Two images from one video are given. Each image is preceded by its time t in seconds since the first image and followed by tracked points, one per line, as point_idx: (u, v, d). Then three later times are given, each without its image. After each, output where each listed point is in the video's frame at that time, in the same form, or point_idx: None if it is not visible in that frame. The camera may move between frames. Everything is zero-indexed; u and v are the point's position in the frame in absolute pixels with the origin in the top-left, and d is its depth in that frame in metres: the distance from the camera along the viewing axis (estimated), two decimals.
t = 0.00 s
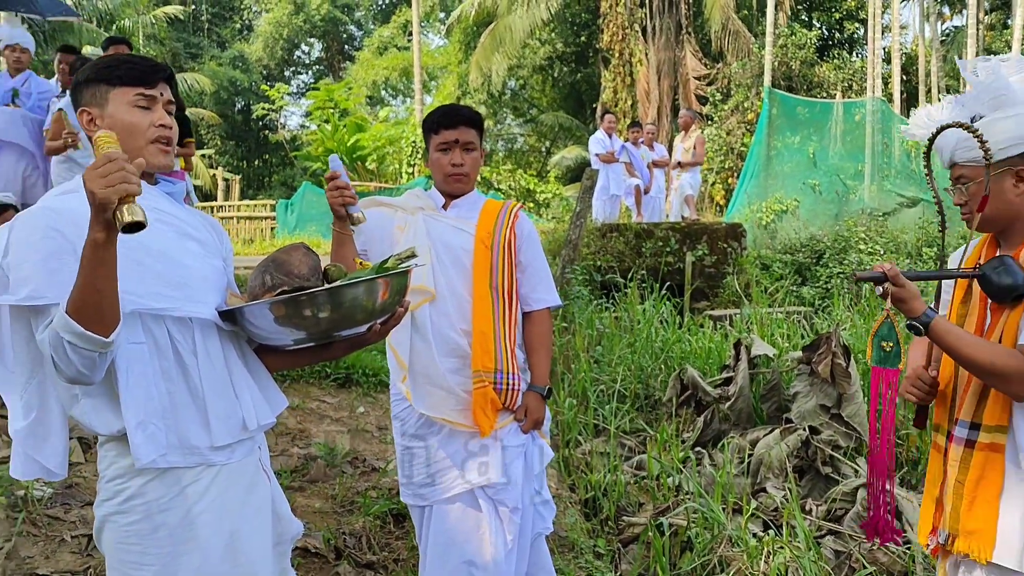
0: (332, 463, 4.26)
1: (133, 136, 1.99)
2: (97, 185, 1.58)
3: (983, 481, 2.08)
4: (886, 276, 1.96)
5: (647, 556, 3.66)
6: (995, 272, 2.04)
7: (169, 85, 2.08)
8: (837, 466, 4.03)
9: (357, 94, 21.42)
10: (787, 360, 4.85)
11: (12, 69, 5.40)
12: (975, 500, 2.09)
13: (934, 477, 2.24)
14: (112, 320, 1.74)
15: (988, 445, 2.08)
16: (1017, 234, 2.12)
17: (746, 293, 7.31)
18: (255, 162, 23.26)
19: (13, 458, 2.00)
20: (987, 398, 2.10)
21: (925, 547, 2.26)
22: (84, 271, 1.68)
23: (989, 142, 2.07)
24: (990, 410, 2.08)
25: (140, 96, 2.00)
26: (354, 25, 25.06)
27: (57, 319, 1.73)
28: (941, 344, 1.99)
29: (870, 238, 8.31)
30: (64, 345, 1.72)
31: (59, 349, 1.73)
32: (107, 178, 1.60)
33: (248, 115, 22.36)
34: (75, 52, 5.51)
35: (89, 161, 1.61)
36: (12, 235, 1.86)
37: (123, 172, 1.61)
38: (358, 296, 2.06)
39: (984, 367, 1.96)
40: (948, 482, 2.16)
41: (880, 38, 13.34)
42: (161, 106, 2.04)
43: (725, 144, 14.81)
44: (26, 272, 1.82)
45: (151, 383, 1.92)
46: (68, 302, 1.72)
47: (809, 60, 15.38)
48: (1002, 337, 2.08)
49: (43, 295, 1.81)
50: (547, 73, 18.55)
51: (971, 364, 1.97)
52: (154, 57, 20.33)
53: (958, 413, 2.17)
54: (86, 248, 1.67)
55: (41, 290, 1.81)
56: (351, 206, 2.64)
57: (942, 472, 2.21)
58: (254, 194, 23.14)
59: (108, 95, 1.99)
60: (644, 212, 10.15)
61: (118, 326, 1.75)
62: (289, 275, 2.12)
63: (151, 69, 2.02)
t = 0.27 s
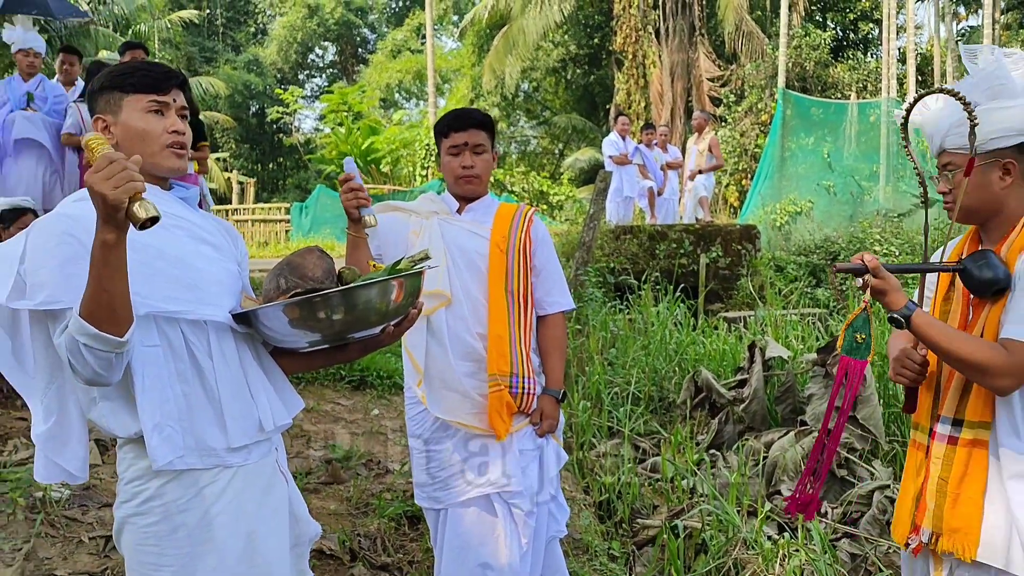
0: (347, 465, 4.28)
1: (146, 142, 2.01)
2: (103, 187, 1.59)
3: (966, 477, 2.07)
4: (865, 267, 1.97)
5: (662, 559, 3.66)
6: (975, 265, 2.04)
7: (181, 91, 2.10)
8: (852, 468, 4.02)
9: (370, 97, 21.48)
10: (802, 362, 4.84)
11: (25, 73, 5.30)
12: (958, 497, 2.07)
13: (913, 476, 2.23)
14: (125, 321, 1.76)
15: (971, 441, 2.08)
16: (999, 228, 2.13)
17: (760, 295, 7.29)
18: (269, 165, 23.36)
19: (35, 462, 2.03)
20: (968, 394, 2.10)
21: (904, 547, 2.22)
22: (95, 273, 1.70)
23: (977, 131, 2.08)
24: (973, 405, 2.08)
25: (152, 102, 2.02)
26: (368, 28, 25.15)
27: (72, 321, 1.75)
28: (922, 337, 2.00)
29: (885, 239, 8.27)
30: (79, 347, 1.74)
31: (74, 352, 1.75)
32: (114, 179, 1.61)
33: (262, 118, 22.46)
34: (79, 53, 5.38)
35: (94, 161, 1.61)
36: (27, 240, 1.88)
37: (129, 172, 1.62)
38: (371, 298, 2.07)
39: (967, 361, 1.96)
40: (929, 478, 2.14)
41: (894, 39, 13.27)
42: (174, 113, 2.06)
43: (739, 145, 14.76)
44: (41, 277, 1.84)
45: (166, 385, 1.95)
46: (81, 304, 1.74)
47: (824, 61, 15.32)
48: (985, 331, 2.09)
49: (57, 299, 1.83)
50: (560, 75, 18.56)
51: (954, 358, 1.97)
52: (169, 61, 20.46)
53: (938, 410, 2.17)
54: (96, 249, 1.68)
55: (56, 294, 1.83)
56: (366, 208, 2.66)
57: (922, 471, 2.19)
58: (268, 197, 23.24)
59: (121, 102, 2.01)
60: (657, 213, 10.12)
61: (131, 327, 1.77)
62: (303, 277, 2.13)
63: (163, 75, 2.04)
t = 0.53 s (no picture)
0: (355, 468, 4.28)
1: (152, 146, 2.02)
2: (106, 193, 1.60)
3: (974, 478, 2.06)
4: (865, 269, 1.97)
5: (671, 561, 3.65)
6: (971, 266, 2.04)
7: (188, 95, 2.10)
8: (862, 471, 4.01)
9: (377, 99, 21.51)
10: (811, 365, 4.83)
11: (24, 70, 5.30)
12: (966, 500, 2.06)
13: (915, 478, 2.20)
14: (130, 326, 1.76)
15: (978, 441, 2.07)
16: (992, 224, 2.13)
17: (768, 297, 7.27)
18: (277, 167, 23.41)
19: (43, 465, 2.04)
20: (972, 394, 2.09)
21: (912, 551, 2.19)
22: (100, 278, 1.70)
23: (976, 126, 2.07)
24: (976, 406, 2.07)
25: (158, 106, 2.02)
26: (375, 30, 25.16)
27: (77, 327, 1.76)
28: (923, 337, 1.99)
29: (894, 240, 8.24)
30: (84, 352, 1.75)
31: (80, 356, 1.76)
32: (118, 184, 1.62)
33: (270, 120, 22.52)
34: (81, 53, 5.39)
35: (96, 168, 1.62)
36: (34, 245, 1.89)
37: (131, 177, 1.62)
38: (378, 303, 2.07)
39: (968, 360, 1.96)
40: (935, 481, 2.13)
41: (903, 40, 13.23)
42: (180, 117, 2.06)
43: (746, 147, 14.73)
44: (47, 282, 1.85)
45: (172, 390, 1.95)
46: (86, 310, 1.74)
47: (832, 62, 15.28)
48: (983, 329, 2.09)
49: (63, 304, 1.83)
50: (568, 77, 18.54)
51: (955, 357, 1.97)
52: (177, 64, 20.53)
53: (941, 411, 2.15)
54: (100, 255, 1.69)
55: (62, 299, 1.83)
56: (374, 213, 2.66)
57: (925, 474, 2.16)
58: (276, 200, 23.29)
59: (127, 106, 2.01)
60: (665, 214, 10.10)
61: (137, 331, 1.77)
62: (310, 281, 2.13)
63: (169, 79, 2.04)
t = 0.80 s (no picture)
0: (358, 469, 4.28)
1: (156, 149, 2.02)
2: (117, 200, 1.60)
3: (972, 480, 2.08)
4: (871, 272, 1.94)
5: (675, 563, 3.65)
6: (967, 267, 2.05)
7: (192, 99, 2.10)
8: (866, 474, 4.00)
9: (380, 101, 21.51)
10: (815, 367, 4.80)
11: (20, 69, 5.28)
12: (966, 500, 2.07)
13: (905, 478, 2.20)
14: (136, 330, 1.76)
15: (974, 441, 2.09)
16: (977, 224, 2.15)
17: (771, 299, 7.27)
18: (280, 169, 23.43)
19: (46, 467, 2.04)
20: (968, 394, 2.11)
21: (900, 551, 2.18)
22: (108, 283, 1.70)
23: (965, 128, 2.09)
24: (974, 404, 2.10)
25: (162, 110, 2.02)
26: (378, 32, 25.16)
27: (83, 330, 1.76)
28: (928, 340, 1.98)
29: (897, 242, 8.24)
30: (90, 355, 1.75)
31: (85, 360, 1.76)
32: (128, 191, 1.62)
33: (273, 122, 22.53)
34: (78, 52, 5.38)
35: (109, 174, 1.62)
36: (39, 248, 1.89)
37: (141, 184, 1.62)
38: (381, 306, 2.06)
39: (976, 362, 1.97)
40: (930, 483, 2.13)
41: (906, 41, 13.21)
42: (184, 120, 2.06)
43: (749, 148, 14.72)
44: (52, 284, 1.85)
45: (176, 392, 1.95)
46: (93, 313, 1.74)
47: (835, 63, 15.26)
48: (978, 329, 2.11)
49: (67, 307, 1.83)
50: (570, 78, 18.53)
51: (961, 360, 1.98)
52: (180, 66, 20.55)
53: (933, 412, 2.16)
54: (109, 259, 1.68)
55: (67, 302, 1.83)
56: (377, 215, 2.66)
57: (919, 475, 2.16)
58: (279, 201, 23.31)
59: (132, 109, 2.02)
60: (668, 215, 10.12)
61: (142, 336, 1.77)
62: (313, 285, 2.13)
63: (174, 82, 2.04)
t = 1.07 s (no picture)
0: (360, 470, 4.29)
1: (159, 150, 2.02)
2: (120, 195, 1.61)
3: (947, 473, 2.10)
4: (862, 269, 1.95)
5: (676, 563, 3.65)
6: (947, 267, 2.06)
7: (195, 100, 2.11)
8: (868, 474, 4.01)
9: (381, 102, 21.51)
10: (817, 368, 4.80)
11: (26, 69, 5.24)
12: (941, 492, 2.09)
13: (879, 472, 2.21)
14: (139, 327, 1.77)
15: (949, 434, 2.11)
16: (948, 223, 2.18)
17: (772, 299, 7.27)
18: (281, 170, 23.45)
19: (50, 466, 2.05)
20: (942, 388, 2.12)
21: (872, 542, 2.20)
22: (111, 280, 1.71)
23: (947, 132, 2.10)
24: (947, 399, 2.11)
25: (165, 111, 2.03)
26: (379, 32, 25.13)
27: (86, 327, 1.77)
28: (914, 337, 1.99)
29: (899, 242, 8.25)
30: (93, 352, 1.75)
31: (89, 357, 1.76)
32: (131, 188, 1.63)
33: (274, 122, 22.54)
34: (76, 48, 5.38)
35: (111, 172, 1.63)
36: (43, 248, 1.90)
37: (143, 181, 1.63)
38: (383, 307, 2.07)
39: (958, 360, 1.99)
40: (905, 476, 2.15)
41: (907, 41, 13.21)
42: (187, 122, 2.07)
43: (751, 148, 14.71)
44: (55, 284, 1.85)
45: (177, 390, 1.96)
46: (97, 310, 1.75)
47: (836, 64, 15.26)
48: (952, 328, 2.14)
49: (70, 307, 1.84)
50: (572, 79, 18.54)
51: (944, 358, 1.99)
52: (181, 67, 20.56)
53: (908, 407, 2.18)
54: (111, 256, 1.69)
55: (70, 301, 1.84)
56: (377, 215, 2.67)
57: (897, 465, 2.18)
58: (280, 202, 23.32)
59: (135, 110, 2.02)
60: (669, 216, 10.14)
61: (144, 333, 1.78)
62: (315, 285, 2.14)
63: (175, 84, 2.05)
